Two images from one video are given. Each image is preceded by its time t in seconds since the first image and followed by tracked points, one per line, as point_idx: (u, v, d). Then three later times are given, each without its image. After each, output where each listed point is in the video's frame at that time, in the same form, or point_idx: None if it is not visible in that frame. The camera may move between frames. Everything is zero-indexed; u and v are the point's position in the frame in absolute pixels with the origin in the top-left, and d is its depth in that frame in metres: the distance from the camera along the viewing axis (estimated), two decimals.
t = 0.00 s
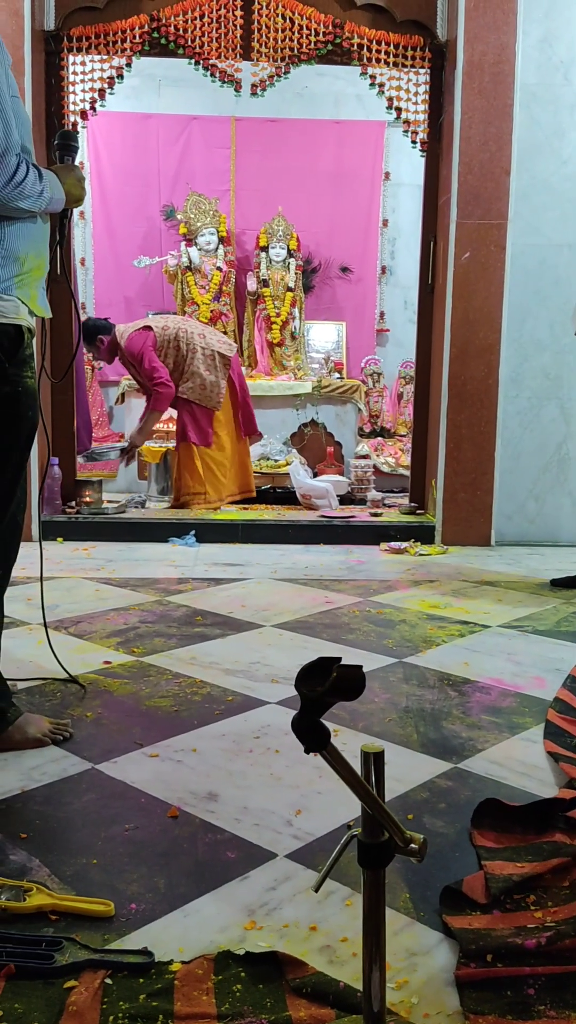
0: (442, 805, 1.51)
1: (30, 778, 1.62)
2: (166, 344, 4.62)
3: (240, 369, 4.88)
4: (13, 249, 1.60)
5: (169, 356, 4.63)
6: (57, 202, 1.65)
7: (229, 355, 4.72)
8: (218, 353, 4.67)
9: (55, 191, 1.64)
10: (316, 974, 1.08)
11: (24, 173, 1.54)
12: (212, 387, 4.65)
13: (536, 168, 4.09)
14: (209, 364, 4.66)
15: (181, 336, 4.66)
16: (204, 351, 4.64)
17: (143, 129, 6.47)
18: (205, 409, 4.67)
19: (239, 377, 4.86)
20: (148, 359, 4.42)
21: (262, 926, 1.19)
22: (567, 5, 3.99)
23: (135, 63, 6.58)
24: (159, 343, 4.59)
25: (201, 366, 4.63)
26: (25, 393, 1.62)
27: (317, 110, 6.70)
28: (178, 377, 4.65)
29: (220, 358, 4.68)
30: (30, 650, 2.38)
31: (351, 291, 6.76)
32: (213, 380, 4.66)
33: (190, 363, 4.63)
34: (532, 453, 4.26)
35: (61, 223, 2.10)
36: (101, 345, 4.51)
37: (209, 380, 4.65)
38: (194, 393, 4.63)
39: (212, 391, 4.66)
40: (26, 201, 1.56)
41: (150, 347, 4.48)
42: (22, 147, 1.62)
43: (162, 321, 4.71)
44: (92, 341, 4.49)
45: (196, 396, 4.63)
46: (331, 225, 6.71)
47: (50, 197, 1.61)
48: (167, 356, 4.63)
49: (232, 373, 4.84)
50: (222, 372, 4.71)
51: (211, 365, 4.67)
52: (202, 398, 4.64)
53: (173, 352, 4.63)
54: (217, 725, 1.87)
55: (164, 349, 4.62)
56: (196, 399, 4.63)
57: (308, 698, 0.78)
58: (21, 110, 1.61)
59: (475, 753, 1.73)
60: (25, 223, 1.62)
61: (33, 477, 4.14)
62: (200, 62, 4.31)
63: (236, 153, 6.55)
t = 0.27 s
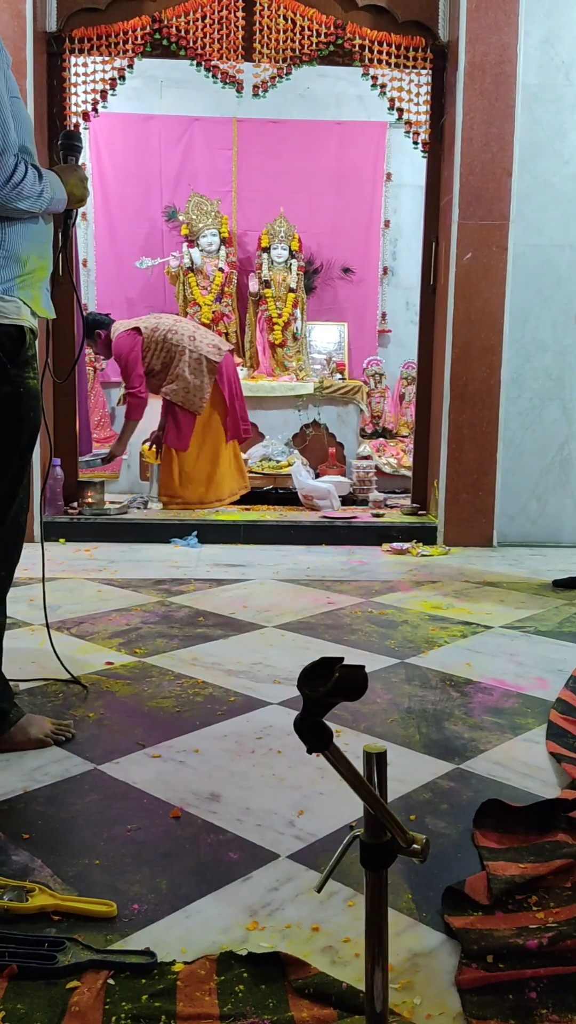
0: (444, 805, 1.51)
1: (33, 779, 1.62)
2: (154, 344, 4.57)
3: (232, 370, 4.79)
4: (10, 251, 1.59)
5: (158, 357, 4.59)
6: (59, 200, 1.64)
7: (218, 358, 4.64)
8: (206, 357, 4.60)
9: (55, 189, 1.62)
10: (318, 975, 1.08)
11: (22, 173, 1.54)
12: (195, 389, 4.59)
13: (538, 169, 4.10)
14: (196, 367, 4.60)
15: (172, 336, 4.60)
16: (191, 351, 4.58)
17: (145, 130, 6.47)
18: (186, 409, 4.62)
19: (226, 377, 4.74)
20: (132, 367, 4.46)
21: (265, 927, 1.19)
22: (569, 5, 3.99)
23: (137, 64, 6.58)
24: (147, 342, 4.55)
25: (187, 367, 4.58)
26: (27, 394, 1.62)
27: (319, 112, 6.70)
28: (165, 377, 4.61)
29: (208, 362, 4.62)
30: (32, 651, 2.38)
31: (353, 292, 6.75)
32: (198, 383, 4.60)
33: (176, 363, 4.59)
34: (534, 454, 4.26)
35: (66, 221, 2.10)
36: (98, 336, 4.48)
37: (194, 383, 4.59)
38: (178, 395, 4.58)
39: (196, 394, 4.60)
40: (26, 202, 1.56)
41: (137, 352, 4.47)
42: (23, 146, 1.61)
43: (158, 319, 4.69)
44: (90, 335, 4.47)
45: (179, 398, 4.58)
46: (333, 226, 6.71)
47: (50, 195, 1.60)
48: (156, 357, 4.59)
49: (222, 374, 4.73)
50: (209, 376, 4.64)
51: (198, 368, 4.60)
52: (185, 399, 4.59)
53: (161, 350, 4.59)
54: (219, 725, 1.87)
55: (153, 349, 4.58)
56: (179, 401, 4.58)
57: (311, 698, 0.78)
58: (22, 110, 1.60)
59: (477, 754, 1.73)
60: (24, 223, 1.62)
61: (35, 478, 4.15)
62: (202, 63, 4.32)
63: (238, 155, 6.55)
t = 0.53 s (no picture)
0: (446, 806, 1.51)
1: (35, 780, 1.62)
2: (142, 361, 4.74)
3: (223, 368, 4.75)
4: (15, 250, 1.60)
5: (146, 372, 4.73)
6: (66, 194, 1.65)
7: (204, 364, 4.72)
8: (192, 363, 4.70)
9: (62, 185, 1.64)
10: (320, 975, 1.08)
11: (30, 169, 1.55)
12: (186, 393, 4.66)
13: (539, 170, 4.09)
14: (183, 374, 4.69)
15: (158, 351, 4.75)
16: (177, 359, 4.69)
17: (147, 132, 6.48)
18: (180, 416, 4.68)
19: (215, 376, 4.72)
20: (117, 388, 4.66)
21: (266, 928, 1.19)
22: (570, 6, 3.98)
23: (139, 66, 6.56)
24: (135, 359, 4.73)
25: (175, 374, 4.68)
26: (28, 396, 1.62)
27: (321, 113, 6.69)
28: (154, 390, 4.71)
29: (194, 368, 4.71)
30: (34, 652, 2.38)
31: (354, 293, 6.77)
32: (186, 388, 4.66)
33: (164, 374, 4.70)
34: (536, 456, 4.25)
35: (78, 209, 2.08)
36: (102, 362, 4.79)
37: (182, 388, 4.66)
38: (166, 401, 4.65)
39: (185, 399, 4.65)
40: (36, 197, 1.56)
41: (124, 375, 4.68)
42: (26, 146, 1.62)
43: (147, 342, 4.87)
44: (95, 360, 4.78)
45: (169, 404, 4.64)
46: (334, 228, 6.72)
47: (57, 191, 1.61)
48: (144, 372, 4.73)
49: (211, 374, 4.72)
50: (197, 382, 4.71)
51: (185, 375, 4.68)
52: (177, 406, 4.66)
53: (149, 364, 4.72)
54: (221, 726, 1.87)
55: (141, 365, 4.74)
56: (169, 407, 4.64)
57: (313, 699, 0.79)
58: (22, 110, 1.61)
59: (478, 755, 1.73)
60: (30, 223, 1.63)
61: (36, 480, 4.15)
62: (204, 65, 4.33)
63: (240, 156, 6.56)
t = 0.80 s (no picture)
0: (448, 807, 1.51)
1: (36, 780, 1.62)
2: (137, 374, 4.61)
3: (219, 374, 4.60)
4: (9, 252, 1.59)
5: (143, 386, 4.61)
6: (59, 196, 1.63)
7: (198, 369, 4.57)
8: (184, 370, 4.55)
9: (54, 187, 1.61)
10: (322, 976, 1.08)
11: (15, 172, 1.53)
12: (182, 402, 4.56)
13: (540, 171, 4.09)
14: (178, 384, 4.55)
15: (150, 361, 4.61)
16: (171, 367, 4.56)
17: (148, 133, 6.49)
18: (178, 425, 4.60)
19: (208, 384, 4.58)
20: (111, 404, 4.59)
21: (268, 928, 1.19)
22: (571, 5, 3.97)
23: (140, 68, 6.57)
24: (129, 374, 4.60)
25: (171, 383, 4.56)
26: (29, 397, 1.62)
27: (322, 114, 6.69)
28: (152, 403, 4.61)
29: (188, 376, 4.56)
30: (35, 653, 2.39)
31: (355, 294, 6.77)
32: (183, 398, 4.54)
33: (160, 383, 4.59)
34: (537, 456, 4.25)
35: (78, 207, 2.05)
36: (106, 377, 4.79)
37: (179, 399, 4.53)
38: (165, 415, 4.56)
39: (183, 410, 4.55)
40: (20, 200, 1.55)
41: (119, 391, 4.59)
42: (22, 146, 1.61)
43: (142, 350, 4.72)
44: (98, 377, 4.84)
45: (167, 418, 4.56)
46: (335, 229, 6.73)
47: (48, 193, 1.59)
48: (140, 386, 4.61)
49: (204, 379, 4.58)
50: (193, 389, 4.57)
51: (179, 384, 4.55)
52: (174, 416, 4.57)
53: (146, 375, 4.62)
54: (222, 727, 1.87)
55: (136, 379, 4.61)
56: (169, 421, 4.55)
57: (316, 699, 0.78)
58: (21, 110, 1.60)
59: (480, 756, 1.73)
60: (24, 223, 1.61)
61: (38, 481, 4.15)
62: (205, 67, 4.33)
63: (241, 157, 6.57)
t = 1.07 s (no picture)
0: (450, 808, 1.51)
1: (39, 781, 1.63)
2: (134, 386, 4.68)
3: (213, 382, 4.67)
4: (8, 252, 1.59)
5: (139, 397, 4.69)
6: (56, 198, 1.63)
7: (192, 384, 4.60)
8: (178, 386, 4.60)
9: (51, 190, 1.62)
10: (324, 976, 1.08)
11: (8, 173, 1.53)
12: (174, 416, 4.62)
13: (543, 172, 4.07)
14: (171, 398, 4.61)
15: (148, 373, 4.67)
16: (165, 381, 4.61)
17: (150, 135, 6.50)
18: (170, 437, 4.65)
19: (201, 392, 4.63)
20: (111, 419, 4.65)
21: (270, 929, 1.19)
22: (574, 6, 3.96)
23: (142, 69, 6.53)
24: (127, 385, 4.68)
25: (164, 397, 4.61)
26: (30, 398, 1.62)
27: (324, 115, 6.66)
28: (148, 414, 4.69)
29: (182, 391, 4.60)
30: (38, 654, 2.39)
31: (357, 296, 6.77)
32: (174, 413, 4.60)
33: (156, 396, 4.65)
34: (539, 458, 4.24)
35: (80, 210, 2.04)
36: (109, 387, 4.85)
37: (171, 414, 4.60)
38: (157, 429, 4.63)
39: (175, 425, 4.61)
40: (15, 200, 1.55)
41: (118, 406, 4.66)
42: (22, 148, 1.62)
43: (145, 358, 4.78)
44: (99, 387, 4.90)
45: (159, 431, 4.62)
46: (337, 230, 6.73)
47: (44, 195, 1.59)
48: (137, 397, 4.69)
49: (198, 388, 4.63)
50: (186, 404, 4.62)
51: (171, 399, 4.61)
52: (166, 429, 4.62)
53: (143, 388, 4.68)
54: (225, 728, 1.87)
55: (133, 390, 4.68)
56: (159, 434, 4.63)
57: (318, 700, 0.79)
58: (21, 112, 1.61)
59: (482, 757, 1.73)
60: (23, 224, 1.62)
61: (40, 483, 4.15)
62: (207, 68, 4.34)
63: (242, 159, 6.58)
